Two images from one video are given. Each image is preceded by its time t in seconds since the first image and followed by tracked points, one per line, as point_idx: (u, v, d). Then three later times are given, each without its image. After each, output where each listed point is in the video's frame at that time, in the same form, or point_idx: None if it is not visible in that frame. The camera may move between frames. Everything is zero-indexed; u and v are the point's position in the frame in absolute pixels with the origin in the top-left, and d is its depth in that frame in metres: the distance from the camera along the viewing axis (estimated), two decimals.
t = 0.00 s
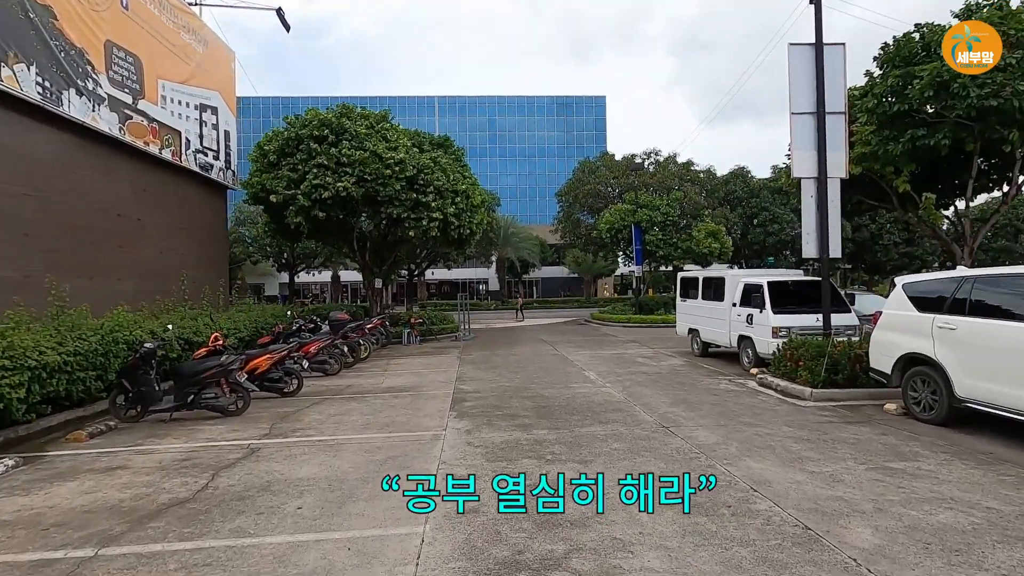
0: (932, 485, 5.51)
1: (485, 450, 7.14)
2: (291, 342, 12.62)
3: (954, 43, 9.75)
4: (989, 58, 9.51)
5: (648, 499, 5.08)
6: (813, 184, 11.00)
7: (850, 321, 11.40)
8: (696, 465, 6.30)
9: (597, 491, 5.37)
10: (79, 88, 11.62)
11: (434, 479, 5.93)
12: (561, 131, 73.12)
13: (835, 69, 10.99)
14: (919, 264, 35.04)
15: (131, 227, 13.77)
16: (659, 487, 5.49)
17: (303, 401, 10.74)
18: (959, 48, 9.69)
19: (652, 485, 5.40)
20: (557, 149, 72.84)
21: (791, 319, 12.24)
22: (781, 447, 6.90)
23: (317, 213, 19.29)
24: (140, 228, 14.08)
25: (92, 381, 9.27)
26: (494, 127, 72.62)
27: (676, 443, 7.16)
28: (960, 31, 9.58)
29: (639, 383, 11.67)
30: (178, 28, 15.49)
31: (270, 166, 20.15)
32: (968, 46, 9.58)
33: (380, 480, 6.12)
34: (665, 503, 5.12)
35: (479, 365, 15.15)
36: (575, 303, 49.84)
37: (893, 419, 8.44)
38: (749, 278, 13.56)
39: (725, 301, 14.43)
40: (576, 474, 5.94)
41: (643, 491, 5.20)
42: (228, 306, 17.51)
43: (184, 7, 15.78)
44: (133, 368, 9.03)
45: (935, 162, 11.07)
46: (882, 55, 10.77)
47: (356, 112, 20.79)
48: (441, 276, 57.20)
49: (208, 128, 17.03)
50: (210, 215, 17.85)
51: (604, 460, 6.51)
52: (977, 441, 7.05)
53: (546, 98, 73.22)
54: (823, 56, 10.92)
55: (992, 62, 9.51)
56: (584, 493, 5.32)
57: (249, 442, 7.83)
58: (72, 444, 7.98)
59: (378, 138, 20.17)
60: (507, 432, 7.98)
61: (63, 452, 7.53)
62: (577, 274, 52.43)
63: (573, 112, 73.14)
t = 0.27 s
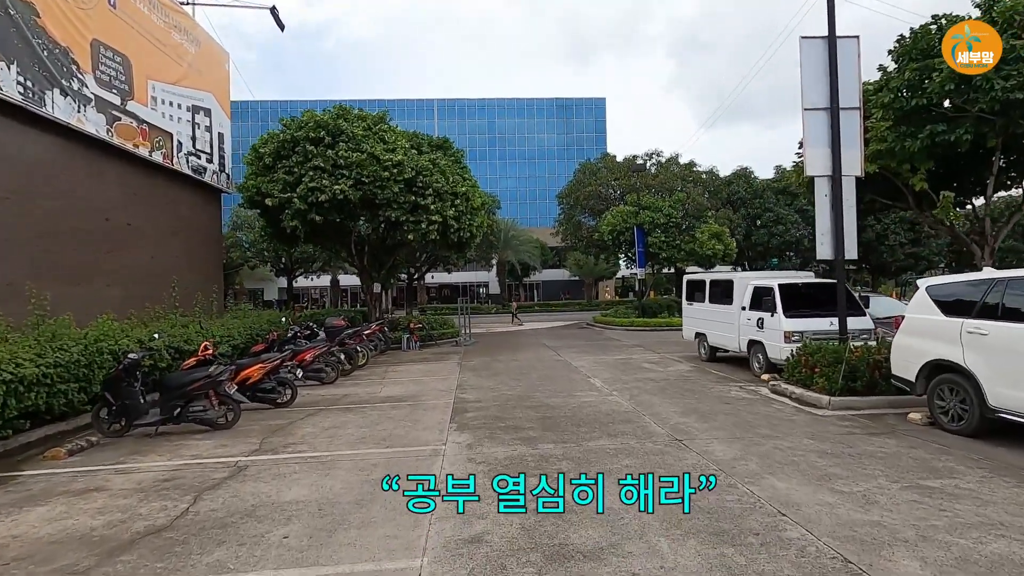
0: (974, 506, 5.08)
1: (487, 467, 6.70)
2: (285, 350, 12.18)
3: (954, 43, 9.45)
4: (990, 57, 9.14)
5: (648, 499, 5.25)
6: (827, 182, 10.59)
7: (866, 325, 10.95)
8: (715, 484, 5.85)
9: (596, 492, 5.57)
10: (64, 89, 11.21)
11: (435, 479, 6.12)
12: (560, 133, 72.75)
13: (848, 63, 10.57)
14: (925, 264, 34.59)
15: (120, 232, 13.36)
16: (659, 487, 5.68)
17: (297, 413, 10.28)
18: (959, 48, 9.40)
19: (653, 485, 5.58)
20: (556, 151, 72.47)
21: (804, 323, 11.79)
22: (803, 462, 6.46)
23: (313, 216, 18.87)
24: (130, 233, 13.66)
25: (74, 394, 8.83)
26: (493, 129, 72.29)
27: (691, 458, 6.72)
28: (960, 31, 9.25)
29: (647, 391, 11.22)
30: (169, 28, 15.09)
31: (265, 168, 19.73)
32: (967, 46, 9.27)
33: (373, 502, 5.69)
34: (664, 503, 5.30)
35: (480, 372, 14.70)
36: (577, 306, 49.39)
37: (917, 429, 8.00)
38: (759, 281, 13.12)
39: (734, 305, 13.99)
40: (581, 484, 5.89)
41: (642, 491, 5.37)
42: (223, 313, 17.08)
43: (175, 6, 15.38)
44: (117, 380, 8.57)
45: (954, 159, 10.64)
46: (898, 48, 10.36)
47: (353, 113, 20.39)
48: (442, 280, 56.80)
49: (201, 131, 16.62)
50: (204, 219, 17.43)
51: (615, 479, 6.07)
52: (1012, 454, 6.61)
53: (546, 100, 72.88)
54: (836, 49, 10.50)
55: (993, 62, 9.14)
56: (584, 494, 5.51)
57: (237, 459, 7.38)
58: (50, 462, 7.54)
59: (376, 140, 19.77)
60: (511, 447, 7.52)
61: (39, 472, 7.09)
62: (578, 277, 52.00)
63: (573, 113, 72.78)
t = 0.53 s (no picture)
0: None
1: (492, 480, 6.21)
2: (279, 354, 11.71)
3: (954, 43, 9.21)
4: (989, 58, 8.94)
5: (648, 499, 5.24)
6: (845, 178, 10.13)
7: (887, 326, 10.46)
8: (740, 500, 5.35)
9: (596, 491, 5.55)
10: (49, 82, 10.78)
11: (434, 479, 6.10)
12: (561, 133, 72.37)
13: (867, 52, 10.11)
14: (933, 264, 34.12)
15: (109, 232, 12.90)
16: (660, 487, 5.66)
17: (290, 419, 9.79)
18: (958, 48, 9.15)
19: (653, 485, 5.57)
20: (557, 152, 72.09)
21: (821, 325, 11.30)
22: (834, 475, 5.97)
23: (310, 216, 18.40)
24: (120, 233, 13.20)
25: (53, 401, 8.35)
26: (494, 131, 71.95)
27: (710, 470, 6.24)
28: (959, 32, 8.98)
29: (657, 396, 10.74)
30: (161, 21, 14.68)
31: (262, 167, 19.28)
32: (967, 46, 9.02)
33: (367, 520, 5.20)
34: (664, 503, 5.28)
35: (482, 375, 14.22)
36: (579, 308, 48.92)
37: (949, 437, 7.51)
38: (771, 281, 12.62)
39: (745, 306, 13.49)
40: (582, 488, 5.71)
41: (643, 491, 5.36)
42: (218, 315, 16.63)
43: None
44: (98, 386, 8.09)
45: (978, 152, 10.16)
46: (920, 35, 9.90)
47: (351, 111, 19.94)
48: (442, 282, 56.37)
49: (194, 128, 16.18)
50: (198, 219, 16.97)
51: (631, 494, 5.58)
52: None
53: (546, 101, 72.52)
54: (854, 38, 10.04)
55: (993, 62, 8.93)
56: (584, 493, 5.49)
57: (224, 471, 6.90)
58: (24, 474, 7.06)
59: (375, 137, 19.32)
60: (516, 457, 7.02)
61: (10, 486, 6.61)
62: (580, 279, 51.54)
63: (574, 114, 72.40)
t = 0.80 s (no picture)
0: None
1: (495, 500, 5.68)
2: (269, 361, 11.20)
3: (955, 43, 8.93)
4: (989, 58, 8.63)
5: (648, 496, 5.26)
6: (863, 174, 9.64)
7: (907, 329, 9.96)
8: (771, 525, 4.81)
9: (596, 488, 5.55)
10: (26, 75, 10.26)
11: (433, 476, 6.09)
12: (560, 135, 71.94)
13: (886, 41, 9.63)
14: (937, 265, 33.71)
15: (92, 233, 12.35)
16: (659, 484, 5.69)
17: (279, 430, 9.24)
18: (959, 47, 8.88)
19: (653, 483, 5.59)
20: (556, 154, 71.67)
21: (837, 328, 10.80)
22: (870, 494, 5.45)
23: (305, 216, 17.89)
24: (104, 234, 12.65)
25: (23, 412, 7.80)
26: (492, 132, 71.50)
27: (734, 488, 5.71)
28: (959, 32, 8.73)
29: (666, 403, 10.21)
30: (147, 15, 14.17)
31: (254, 167, 18.75)
32: (966, 46, 8.76)
33: (356, 550, 4.66)
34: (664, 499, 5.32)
35: (482, 381, 13.68)
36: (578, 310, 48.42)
37: (985, 449, 7.00)
38: (783, 283, 12.12)
39: (755, 308, 12.99)
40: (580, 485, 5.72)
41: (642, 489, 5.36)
42: (208, 319, 16.07)
43: None
44: (72, 396, 7.55)
45: (1003, 146, 9.68)
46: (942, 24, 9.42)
47: (346, 109, 19.42)
48: (441, 285, 55.81)
49: (184, 125, 15.65)
50: (188, 220, 16.43)
51: (649, 518, 5.06)
52: None
53: (545, 102, 72.11)
54: (873, 27, 9.56)
55: (993, 62, 8.63)
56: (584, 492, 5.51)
57: (203, 490, 6.35)
58: None
59: (371, 136, 18.80)
60: (521, 473, 6.49)
61: None
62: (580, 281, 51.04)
63: (572, 115, 72.00)
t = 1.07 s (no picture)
0: None
1: (494, 515, 5.19)
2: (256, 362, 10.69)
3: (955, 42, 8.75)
4: (989, 58, 8.44)
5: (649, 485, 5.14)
6: (880, 164, 9.19)
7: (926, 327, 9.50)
8: (802, 545, 4.33)
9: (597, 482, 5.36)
10: None
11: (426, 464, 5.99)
12: (558, 133, 71.44)
13: (904, 25, 9.16)
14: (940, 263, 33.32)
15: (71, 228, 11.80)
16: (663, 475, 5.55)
17: (264, 435, 8.73)
18: (959, 47, 8.70)
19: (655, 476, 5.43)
20: (553, 151, 71.19)
21: (850, 326, 10.35)
22: (907, 510, 4.95)
23: (296, 212, 17.36)
24: (84, 229, 12.09)
25: None
26: (489, 129, 70.98)
27: (757, 502, 5.22)
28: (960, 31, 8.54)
29: (673, 405, 9.74)
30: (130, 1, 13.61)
31: (244, 161, 18.19)
32: (967, 46, 8.58)
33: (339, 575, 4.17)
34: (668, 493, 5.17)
35: (480, 382, 13.18)
36: (577, 309, 47.98)
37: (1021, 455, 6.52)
38: (792, 280, 11.67)
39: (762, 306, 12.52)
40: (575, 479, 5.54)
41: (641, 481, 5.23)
42: (197, 318, 15.55)
43: None
44: (39, 401, 7.00)
45: None
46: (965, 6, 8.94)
47: (340, 102, 18.87)
48: (438, 283, 55.30)
49: (170, 117, 15.10)
50: (176, 216, 15.89)
51: (665, 538, 4.57)
52: None
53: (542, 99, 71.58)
54: (891, 9, 9.09)
55: (993, 62, 8.44)
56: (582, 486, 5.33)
57: (177, 503, 5.84)
58: None
59: (365, 129, 18.25)
60: (521, 483, 6.00)
61: None
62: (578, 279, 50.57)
63: (570, 113, 71.51)
